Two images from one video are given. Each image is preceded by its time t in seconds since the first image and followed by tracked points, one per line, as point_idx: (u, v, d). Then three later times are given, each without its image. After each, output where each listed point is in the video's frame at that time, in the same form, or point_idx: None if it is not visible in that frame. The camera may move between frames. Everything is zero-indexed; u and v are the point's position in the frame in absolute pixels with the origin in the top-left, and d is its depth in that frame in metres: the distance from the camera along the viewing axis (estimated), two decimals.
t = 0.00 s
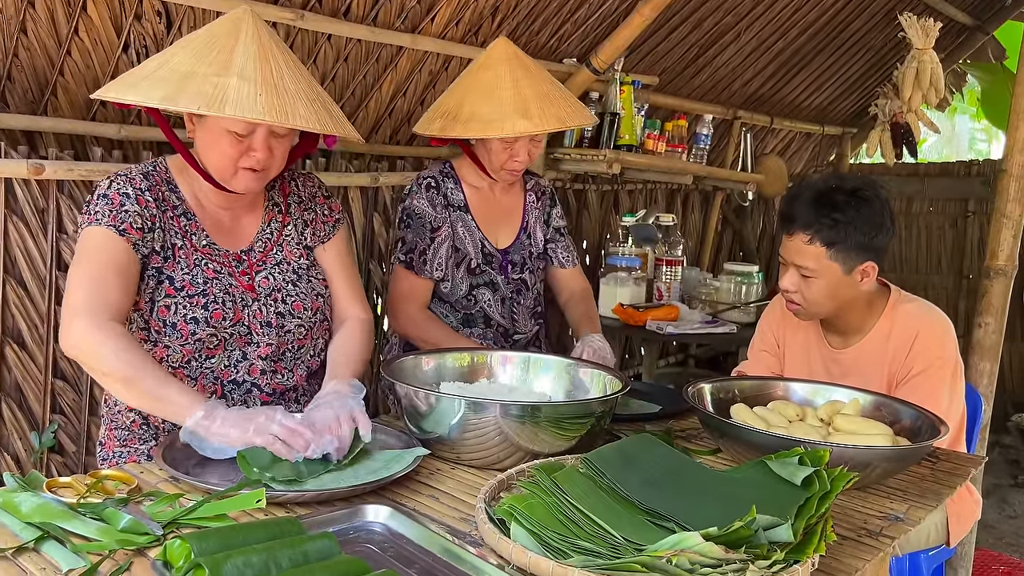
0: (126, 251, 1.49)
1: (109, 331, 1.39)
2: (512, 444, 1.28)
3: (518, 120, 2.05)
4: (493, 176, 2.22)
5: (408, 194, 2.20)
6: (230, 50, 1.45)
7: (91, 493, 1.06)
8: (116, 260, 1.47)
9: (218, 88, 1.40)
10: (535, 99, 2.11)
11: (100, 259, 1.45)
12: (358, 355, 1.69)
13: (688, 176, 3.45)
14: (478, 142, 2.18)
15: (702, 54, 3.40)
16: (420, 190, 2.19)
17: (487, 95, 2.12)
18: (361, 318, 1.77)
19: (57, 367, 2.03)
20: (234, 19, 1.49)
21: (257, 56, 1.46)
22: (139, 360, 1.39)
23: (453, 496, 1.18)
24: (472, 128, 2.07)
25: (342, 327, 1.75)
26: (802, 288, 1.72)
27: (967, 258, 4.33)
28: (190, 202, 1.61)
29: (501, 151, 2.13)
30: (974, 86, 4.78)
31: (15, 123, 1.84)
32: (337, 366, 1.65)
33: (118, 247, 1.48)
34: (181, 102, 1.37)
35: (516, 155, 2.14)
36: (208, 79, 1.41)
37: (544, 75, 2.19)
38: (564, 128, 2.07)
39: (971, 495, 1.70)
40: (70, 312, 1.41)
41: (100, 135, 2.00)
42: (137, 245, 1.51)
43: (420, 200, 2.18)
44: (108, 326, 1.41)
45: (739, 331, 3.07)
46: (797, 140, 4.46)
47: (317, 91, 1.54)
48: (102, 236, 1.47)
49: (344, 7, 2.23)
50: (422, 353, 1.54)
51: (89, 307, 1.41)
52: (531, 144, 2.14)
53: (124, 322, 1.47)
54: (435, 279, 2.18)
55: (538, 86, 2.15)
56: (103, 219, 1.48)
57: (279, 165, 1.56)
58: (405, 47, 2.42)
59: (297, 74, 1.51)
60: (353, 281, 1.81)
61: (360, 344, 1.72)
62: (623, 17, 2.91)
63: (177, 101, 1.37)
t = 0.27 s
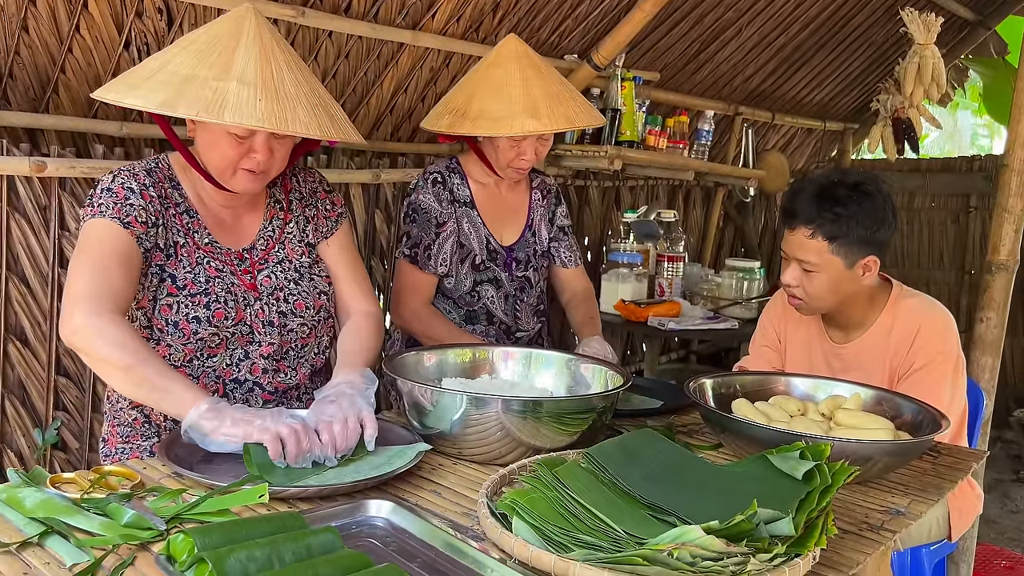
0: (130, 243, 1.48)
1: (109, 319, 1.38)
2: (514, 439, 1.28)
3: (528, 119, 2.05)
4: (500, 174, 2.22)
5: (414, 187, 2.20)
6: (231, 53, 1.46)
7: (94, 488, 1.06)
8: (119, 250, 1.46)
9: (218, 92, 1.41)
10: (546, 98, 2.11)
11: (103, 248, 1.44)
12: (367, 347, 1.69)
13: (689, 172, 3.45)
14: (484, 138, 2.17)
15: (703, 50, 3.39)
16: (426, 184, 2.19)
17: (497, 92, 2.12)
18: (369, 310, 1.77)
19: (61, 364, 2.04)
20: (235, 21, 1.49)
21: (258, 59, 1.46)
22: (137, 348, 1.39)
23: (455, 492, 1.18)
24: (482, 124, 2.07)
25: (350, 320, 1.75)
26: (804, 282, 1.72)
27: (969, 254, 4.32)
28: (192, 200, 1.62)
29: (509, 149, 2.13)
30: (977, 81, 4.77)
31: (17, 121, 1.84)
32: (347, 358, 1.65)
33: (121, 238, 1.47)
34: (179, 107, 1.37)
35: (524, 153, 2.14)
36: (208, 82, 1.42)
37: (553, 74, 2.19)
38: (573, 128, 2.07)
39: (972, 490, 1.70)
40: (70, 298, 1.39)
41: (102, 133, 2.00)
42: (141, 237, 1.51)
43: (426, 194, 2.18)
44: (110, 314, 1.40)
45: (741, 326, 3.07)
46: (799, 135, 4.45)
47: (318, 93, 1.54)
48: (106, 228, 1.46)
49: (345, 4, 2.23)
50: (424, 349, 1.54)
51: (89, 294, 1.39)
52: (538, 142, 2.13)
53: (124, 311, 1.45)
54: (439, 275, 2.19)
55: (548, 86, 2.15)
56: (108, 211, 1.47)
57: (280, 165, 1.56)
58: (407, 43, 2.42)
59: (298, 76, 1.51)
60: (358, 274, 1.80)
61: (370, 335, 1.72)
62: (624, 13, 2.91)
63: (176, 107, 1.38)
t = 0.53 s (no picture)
0: (133, 239, 1.49)
1: (112, 313, 1.37)
2: (516, 433, 1.29)
3: (537, 116, 2.02)
4: (507, 170, 2.21)
5: (421, 182, 2.20)
6: (232, 50, 1.46)
7: (98, 481, 1.07)
8: (121, 246, 1.46)
9: (220, 91, 1.41)
10: (555, 96, 2.07)
11: (106, 243, 1.45)
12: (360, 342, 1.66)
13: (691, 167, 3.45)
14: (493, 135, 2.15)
15: (706, 44, 3.39)
16: (433, 179, 2.19)
17: (507, 90, 2.08)
18: (369, 306, 1.74)
19: (65, 360, 2.05)
20: (236, 16, 1.49)
21: (259, 56, 1.46)
22: (148, 344, 1.37)
23: (457, 485, 1.19)
24: (491, 121, 2.04)
25: (349, 314, 1.72)
26: (807, 273, 1.72)
27: (972, 248, 4.31)
28: (196, 195, 1.62)
29: (517, 146, 2.11)
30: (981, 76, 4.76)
31: (21, 118, 1.85)
32: (341, 348, 1.61)
33: (125, 233, 1.47)
34: (181, 107, 1.38)
35: (532, 150, 2.12)
36: (210, 81, 1.42)
37: (563, 71, 2.15)
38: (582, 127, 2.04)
39: (974, 483, 1.71)
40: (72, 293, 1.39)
41: (106, 129, 2.01)
42: (145, 233, 1.51)
43: (433, 189, 2.18)
44: (116, 310, 1.39)
45: (744, 321, 3.07)
46: (802, 131, 4.45)
47: (320, 90, 1.55)
48: (109, 223, 1.46)
49: None
50: (426, 343, 1.54)
51: (92, 290, 1.38)
52: (547, 139, 2.12)
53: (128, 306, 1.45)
54: (444, 270, 2.19)
55: (558, 83, 2.11)
56: (112, 206, 1.47)
57: (283, 162, 1.57)
58: (409, 39, 2.42)
59: (299, 73, 1.52)
60: (359, 270, 1.78)
61: (367, 329, 1.69)
62: (626, 8, 2.91)
63: (177, 106, 1.38)
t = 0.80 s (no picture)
0: (130, 235, 1.48)
1: (109, 304, 1.38)
2: (513, 428, 1.29)
3: (543, 117, 1.97)
4: (511, 168, 2.19)
5: (425, 178, 2.19)
6: (231, 51, 1.46)
7: (97, 476, 1.08)
8: (119, 241, 1.46)
9: (219, 93, 1.41)
10: (562, 97, 2.02)
11: (104, 239, 1.45)
12: (364, 341, 1.67)
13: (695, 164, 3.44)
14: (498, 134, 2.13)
15: (709, 40, 3.38)
16: (437, 176, 2.19)
17: (514, 89, 2.03)
18: (366, 305, 1.75)
19: (68, 356, 2.07)
20: (234, 17, 1.49)
21: (258, 57, 1.47)
22: (144, 334, 1.38)
23: (454, 480, 1.19)
24: (497, 121, 1.98)
25: (347, 314, 1.73)
26: (805, 273, 1.72)
27: (978, 244, 4.30)
28: (195, 194, 1.63)
29: (522, 145, 2.09)
30: (987, 71, 4.73)
31: (24, 115, 1.87)
32: (344, 353, 1.63)
33: (123, 230, 1.47)
34: (180, 110, 1.38)
35: (537, 149, 2.10)
36: (208, 83, 1.43)
37: (571, 70, 2.10)
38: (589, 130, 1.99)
39: (975, 479, 1.70)
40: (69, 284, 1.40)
41: (108, 126, 2.02)
42: (143, 229, 1.51)
43: (438, 185, 2.17)
44: (111, 302, 1.39)
45: (746, 318, 3.07)
46: (807, 127, 4.44)
47: (320, 90, 1.55)
48: (106, 220, 1.46)
49: None
50: (425, 339, 1.54)
51: (89, 283, 1.39)
52: (552, 139, 2.09)
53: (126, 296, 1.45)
54: (447, 267, 2.19)
55: (565, 83, 2.06)
56: (109, 203, 1.47)
57: (282, 162, 1.57)
58: (410, 36, 2.42)
59: (299, 73, 1.52)
60: (356, 267, 1.78)
61: (366, 328, 1.70)
62: (629, 4, 2.90)
63: (177, 109, 1.39)
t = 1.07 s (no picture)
0: (134, 230, 1.50)
1: (111, 299, 1.39)
2: (510, 426, 1.30)
3: (545, 120, 1.97)
4: (515, 167, 2.20)
5: (429, 177, 2.19)
6: (233, 55, 1.47)
7: (96, 472, 1.09)
8: (121, 237, 1.48)
9: (220, 98, 1.42)
10: (565, 99, 2.01)
11: (107, 234, 1.47)
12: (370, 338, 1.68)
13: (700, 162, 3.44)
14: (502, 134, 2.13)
15: (714, 38, 3.38)
16: (441, 175, 2.19)
17: (516, 89, 2.03)
18: (372, 300, 1.76)
19: (74, 353, 2.08)
20: (237, 20, 1.50)
21: (260, 62, 1.47)
22: (144, 327, 1.40)
23: (451, 477, 1.20)
24: (499, 122, 1.99)
25: (352, 311, 1.75)
26: (805, 270, 1.72)
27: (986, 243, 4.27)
28: (197, 194, 1.64)
29: (526, 146, 2.09)
30: (996, 68, 4.71)
31: (30, 114, 1.88)
32: (353, 350, 1.64)
33: (127, 225, 1.49)
34: (181, 115, 1.39)
35: (541, 150, 2.10)
36: (209, 88, 1.43)
37: (576, 70, 2.09)
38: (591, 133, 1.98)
39: (976, 478, 1.70)
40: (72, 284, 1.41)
41: (113, 125, 2.04)
42: (146, 226, 1.53)
43: (441, 185, 2.18)
44: (115, 296, 1.41)
45: (751, 317, 3.06)
46: (813, 124, 4.42)
47: (321, 93, 1.55)
48: (111, 215, 1.48)
49: None
50: (424, 337, 1.55)
51: (88, 279, 1.40)
52: (556, 140, 2.09)
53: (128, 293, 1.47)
54: (450, 266, 2.20)
55: (569, 84, 2.05)
56: (113, 200, 1.49)
57: (283, 165, 1.58)
58: (414, 35, 2.43)
59: (301, 77, 1.52)
60: (359, 264, 1.79)
61: (373, 325, 1.71)
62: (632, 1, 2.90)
63: (177, 115, 1.40)
